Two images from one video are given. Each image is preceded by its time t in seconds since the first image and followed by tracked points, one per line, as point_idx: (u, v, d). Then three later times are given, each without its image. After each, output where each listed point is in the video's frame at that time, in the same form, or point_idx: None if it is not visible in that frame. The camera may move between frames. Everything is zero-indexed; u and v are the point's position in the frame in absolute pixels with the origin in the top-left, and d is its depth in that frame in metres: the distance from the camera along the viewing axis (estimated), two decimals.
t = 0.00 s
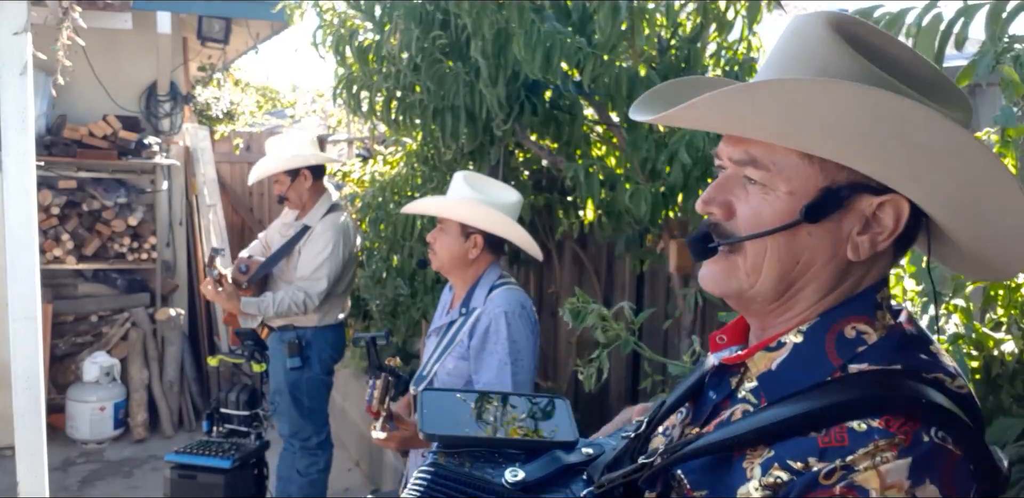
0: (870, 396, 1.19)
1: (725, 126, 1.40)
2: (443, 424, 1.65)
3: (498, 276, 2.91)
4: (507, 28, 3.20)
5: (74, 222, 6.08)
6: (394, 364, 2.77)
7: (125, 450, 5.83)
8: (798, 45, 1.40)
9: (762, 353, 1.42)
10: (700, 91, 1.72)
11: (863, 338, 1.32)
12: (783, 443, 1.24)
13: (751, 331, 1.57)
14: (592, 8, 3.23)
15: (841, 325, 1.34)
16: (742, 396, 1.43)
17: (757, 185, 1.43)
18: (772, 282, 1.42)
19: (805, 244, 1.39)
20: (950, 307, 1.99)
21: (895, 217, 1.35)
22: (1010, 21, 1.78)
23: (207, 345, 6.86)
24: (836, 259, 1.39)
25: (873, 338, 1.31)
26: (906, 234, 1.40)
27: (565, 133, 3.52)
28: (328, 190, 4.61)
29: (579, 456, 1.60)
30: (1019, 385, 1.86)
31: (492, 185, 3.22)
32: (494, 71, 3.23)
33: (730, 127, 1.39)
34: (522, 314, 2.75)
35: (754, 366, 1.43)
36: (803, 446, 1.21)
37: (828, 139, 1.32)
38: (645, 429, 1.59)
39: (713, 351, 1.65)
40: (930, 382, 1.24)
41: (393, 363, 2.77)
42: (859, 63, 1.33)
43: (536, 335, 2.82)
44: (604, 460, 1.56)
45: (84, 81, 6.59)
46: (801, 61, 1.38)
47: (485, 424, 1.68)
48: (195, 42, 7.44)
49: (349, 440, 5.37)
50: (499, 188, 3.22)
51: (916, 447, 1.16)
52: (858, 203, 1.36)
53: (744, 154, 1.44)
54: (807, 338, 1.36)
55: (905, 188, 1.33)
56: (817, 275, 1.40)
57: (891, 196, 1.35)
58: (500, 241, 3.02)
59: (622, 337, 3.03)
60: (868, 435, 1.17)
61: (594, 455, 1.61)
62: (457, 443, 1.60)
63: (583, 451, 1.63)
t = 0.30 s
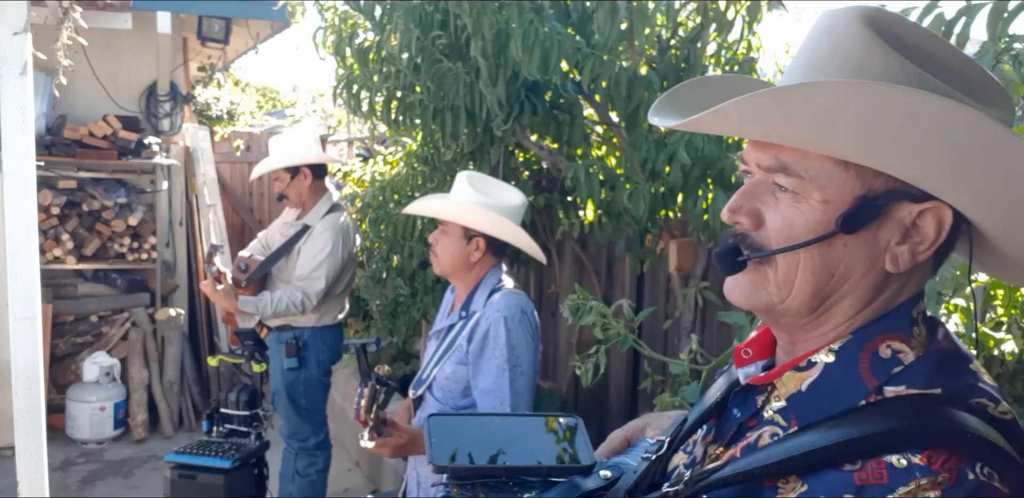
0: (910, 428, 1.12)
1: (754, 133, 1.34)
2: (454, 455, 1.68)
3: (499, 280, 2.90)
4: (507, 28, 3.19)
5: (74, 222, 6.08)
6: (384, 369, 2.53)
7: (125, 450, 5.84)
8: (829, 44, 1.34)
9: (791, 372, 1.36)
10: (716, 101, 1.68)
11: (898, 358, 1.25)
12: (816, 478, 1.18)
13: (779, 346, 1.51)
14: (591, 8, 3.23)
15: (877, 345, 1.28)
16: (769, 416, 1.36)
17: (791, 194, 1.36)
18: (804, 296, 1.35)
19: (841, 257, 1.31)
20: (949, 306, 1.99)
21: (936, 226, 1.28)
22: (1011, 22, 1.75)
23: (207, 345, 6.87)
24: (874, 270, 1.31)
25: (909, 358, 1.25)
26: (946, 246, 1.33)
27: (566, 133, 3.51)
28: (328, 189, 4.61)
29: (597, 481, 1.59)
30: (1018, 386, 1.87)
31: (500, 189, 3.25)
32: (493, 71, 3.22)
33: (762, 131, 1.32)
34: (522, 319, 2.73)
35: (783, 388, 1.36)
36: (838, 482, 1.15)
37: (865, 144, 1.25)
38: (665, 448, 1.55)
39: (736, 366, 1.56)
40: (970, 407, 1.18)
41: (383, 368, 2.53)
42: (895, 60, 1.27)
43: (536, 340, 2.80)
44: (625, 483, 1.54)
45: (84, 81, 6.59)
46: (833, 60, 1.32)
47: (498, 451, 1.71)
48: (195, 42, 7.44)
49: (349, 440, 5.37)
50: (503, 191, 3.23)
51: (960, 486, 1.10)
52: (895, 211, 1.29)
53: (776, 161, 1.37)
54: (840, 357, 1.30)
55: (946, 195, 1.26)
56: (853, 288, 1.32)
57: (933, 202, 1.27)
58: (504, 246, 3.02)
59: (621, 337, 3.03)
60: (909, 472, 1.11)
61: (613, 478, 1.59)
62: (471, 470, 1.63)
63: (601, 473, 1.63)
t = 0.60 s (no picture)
0: (926, 426, 1.15)
1: (756, 133, 1.35)
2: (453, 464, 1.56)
3: (504, 284, 2.89)
4: (508, 27, 3.19)
5: (75, 222, 6.09)
6: (368, 383, 2.29)
7: (125, 449, 5.83)
8: (831, 44, 1.35)
9: (799, 374, 1.35)
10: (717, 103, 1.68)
11: (907, 358, 1.27)
12: (831, 480, 1.18)
13: (784, 348, 1.51)
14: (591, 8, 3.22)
15: (882, 344, 1.29)
16: (775, 417, 1.35)
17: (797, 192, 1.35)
18: (809, 295, 1.34)
19: (847, 256, 1.31)
20: (950, 306, 2.01)
21: (941, 224, 1.28)
22: (1010, 22, 1.78)
23: (207, 345, 6.86)
24: (880, 268, 1.31)
25: (917, 358, 1.27)
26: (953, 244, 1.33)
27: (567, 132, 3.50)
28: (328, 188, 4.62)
29: (603, 486, 1.53)
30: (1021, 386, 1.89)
31: (508, 190, 3.27)
32: (494, 70, 3.22)
33: (764, 131, 1.33)
34: (523, 327, 2.74)
35: (790, 391, 1.36)
36: (856, 484, 1.16)
37: (867, 143, 1.26)
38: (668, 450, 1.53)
39: (742, 368, 1.56)
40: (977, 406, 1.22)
41: (367, 381, 2.29)
42: (896, 59, 1.28)
43: (539, 348, 2.80)
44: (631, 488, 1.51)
45: (84, 81, 6.59)
46: (834, 59, 1.33)
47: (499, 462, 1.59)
48: (195, 42, 7.44)
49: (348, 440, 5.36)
50: (510, 193, 3.24)
51: (977, 485, 1.13)
52: (902, 210, 1.28)
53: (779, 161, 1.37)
54: (848, 357, 1.30)
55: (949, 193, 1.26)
56: (858, 287, 1.32)
57: (938, 201, 1.27)
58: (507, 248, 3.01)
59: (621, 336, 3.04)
60: (927, 471, 1.13)
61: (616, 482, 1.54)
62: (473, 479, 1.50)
63: (606, 477, 1.57)
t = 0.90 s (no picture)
0: (899, 410, 1.44)
1: (747, 134, 1.71)
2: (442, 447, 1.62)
3: (509, 290, 2.87)
4: (508, 27, 3.18)
5: (75, 222, 6.11)
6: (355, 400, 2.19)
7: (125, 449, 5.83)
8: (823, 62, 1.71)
9: (774, 365, 1.67)
10: (696, 105, 2.03)
11: (876, 346, 1.57)
12: (812, 459, 1.47)
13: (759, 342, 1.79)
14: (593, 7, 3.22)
15: (856, 334, 1.59)
16: (753, 405, 1.66)
17: (775, 203, 1.69)
18: (790, 283, 1.66)
19: (816, 257, 1.63)
20: (950, 306, 2.04)
21: (906, 218, 1.55)
22: (1010, 21, 1.82)
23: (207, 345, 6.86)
24: (850, 262, 1.61)
25: (886, 347, 1.57)
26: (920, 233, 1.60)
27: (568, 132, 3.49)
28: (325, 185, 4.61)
29: (590, 471, 1.76)
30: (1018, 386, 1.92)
31: (518, 195, 3.24)
32: (494, 71, 3.21)
33: (761, 129, 1.69)
34: (527, 335, 2.74)
35: (771, 372, 1.67)
36: (833, 461, 1.47)
37: (843, 138, 1.59)
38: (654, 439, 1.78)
39: (721, 358, 1.84)
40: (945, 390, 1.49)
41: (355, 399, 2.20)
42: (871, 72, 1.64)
43: (544, 355, 2.81)
44: (618, 472, 1.74)
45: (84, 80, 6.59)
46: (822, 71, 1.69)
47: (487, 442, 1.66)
48: (195, 42, 7.44)
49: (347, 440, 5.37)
50: (519, 196, 3.23)
51: (944, 459, 1.41)
52: (871, 207, 1.58)
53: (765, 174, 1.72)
54: (823, 345, 1.61)
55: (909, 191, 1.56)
56: (827, 282, 1.63)
57: (902, 199, 1.56)
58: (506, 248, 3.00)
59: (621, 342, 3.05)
60: (898, 448, 1.43)
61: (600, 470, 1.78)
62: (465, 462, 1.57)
63: (592, 464, 1.81)
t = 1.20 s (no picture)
0: (835, 379, 1.37)
1: (690, 132, 1.60)
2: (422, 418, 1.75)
3: (512, 290, 2.88)
4: (508, 28, 3.19)
5: (74, 222, 6.13)
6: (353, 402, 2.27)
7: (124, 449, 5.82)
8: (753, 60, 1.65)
9: (728, 341, 1.57)
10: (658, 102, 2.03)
11: (820, 327, 1.49)
12: (757, 426, 1.39)
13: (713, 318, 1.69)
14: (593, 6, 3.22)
15: (801, 315, 1.51)
16: (708, 383, 1.58)
17: (728, 186, 1.58)
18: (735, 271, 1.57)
19: (764, 239, 1.55)
20: (949, 306, 2.01)
21: (845, 212, 1.52)
22: (1009, 21, 1.80)
23: (207, 344, 6.86)
24: (795, 250, 1.54)
25: (829, 329, 1.49)
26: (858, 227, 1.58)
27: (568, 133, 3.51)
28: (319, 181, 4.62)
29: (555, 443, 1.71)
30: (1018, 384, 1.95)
31: (521, 195, 3.22)
32: (494, 71, 3.21)
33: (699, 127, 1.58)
34: (529, 336, 2.74)
35: (720, 357, 1.58)
36: (777, 427, 1.37)
37: (788, 136, 1.51)
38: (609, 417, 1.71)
39: (679, 342, 1.72)
40: (883, 368, 1.44)
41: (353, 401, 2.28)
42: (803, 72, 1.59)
43: (546, 356, 2.80)
44: (580, 445, 1.65)
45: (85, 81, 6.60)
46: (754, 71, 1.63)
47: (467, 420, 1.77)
48: (196, 43, 7.43)
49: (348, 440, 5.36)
50: (524, 197, 3.21)
51: (878, 425, 1.34)
52: (813, 199, 1.53)
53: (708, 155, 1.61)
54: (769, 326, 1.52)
55: (853, 185, 1.51)
56: (777, 267, 1.55)
57: (842, 192, 1.52)
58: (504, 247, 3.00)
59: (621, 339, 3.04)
60: (836, 414, 1.35)
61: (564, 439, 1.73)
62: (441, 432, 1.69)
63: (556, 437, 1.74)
